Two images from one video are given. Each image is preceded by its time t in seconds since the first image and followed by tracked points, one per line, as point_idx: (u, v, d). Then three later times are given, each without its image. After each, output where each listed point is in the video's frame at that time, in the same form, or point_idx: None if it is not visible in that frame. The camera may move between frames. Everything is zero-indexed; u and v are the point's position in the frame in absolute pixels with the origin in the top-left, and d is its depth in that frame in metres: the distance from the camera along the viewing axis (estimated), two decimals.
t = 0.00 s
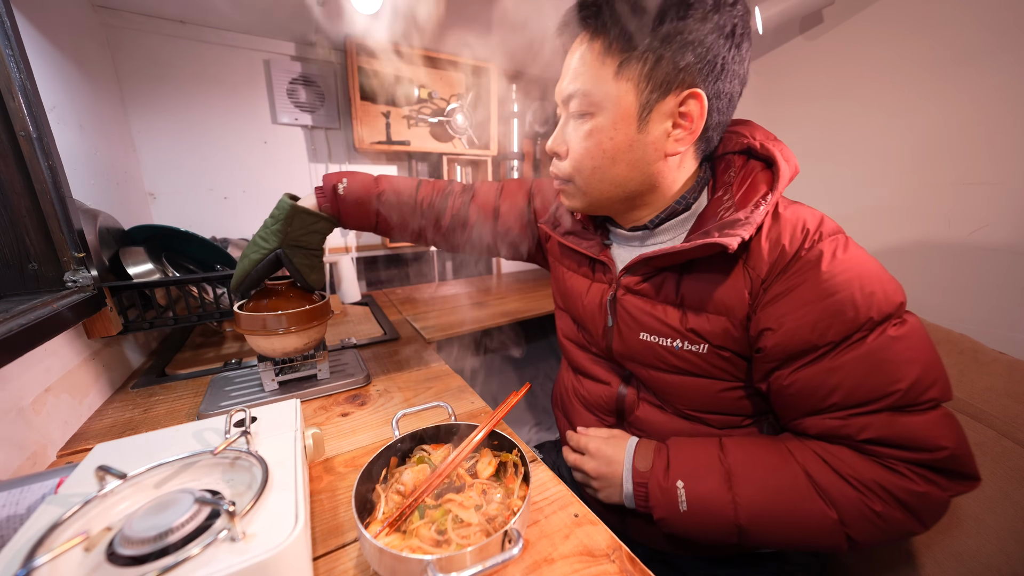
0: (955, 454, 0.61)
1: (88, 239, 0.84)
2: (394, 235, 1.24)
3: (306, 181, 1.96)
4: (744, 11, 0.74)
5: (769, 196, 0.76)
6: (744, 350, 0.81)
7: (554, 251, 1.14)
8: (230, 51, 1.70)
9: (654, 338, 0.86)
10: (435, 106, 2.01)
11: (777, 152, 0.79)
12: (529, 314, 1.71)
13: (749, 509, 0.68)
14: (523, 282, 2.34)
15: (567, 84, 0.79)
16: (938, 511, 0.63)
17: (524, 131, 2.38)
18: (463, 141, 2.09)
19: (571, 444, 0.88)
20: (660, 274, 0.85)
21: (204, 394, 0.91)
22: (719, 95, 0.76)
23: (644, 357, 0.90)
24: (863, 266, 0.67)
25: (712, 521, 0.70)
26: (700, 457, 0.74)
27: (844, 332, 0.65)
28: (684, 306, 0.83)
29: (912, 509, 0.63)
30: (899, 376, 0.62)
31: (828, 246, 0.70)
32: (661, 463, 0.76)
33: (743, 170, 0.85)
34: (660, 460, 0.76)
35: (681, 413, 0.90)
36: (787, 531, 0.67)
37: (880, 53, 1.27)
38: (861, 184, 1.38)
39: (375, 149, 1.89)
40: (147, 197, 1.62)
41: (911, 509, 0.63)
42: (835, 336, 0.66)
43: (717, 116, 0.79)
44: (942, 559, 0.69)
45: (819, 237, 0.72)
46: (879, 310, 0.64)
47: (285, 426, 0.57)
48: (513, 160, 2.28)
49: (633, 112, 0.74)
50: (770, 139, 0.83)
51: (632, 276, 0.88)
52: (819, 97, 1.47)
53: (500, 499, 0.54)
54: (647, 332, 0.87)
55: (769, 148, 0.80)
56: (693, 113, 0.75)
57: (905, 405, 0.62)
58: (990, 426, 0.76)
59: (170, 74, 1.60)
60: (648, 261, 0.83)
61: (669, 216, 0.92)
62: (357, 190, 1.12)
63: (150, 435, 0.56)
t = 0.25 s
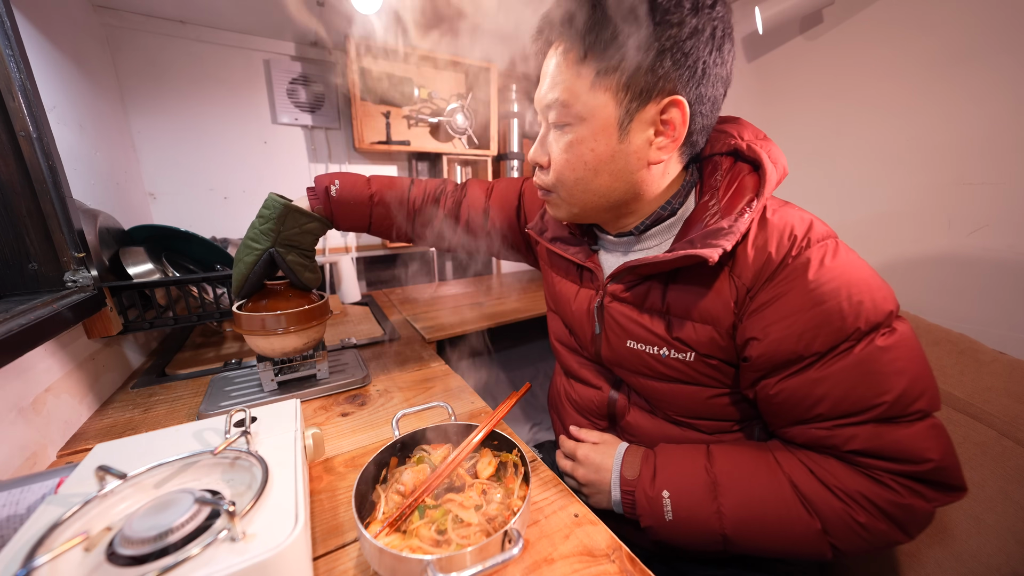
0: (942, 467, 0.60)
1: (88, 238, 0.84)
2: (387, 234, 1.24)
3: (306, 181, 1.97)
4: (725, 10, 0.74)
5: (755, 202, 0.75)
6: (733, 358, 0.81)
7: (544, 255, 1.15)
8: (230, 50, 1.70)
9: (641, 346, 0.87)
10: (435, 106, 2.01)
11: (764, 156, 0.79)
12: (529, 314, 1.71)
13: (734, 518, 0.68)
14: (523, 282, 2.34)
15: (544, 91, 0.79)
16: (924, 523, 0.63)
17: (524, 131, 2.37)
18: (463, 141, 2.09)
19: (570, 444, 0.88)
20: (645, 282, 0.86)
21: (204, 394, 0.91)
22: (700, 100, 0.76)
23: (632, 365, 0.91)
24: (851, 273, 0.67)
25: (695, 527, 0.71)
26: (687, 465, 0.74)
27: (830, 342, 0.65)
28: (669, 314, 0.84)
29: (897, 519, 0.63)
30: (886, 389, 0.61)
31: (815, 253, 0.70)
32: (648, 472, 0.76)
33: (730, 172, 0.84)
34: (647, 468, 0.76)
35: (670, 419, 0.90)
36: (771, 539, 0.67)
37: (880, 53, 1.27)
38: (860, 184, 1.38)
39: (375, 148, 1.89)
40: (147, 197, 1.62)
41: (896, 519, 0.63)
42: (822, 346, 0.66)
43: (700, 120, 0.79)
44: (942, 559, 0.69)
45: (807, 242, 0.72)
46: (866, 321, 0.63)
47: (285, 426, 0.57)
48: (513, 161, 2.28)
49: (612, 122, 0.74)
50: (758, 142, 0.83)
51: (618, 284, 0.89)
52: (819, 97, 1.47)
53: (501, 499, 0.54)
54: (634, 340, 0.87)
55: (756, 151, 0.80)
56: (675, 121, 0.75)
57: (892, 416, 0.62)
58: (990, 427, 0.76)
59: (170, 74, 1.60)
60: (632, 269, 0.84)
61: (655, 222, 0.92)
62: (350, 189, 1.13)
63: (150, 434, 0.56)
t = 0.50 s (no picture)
0: (939, 467, 0.60)
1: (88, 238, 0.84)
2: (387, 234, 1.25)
3: (307, 181, 1.97)
4: (722, 11, 0.74)
5: (753, 202, 0.75)
6: (731, 358, 0.81)
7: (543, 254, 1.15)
8: (231, 50, 1.70)
9: (639, 346, 0.87)
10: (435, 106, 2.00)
11: (762, 156, 0.79)
12: (529, 314, 1.71)
13: (732, 518, 0.68)
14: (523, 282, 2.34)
15: (542, 92, 0.79)
16: (921, 523, 0.63)
17: (524, 131, 2.37)
18: (463, 141, 2.09)
19: (570, 444, 0.88)
20: (644, 282, 0.86)
21: (204, 394, 0.91)
22: (699, 100, 0.76)
23: (630, 364, 0.91)
24: (849, 273, 0.67)
25: (693, 527, 0.71)
26: (686, 465, 0.74)
27: (828, 342, 0.65)
28: (667, 314, 0.84)
29: (893, 519, 0.63)
30: (883, 389, 0.61)
31: (813, 253, 0.70)
32: (646, 472, 0.76)
33: (728, 172, 0.84)
34: (645, 468, 0.76)
35: (669, 419, 0.90)
36: (769, 539, 0.67)
37: (880, 53, 1.27)
38: (860, 184, 1.38)
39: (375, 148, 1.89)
40: (148, 198, 1.62)
41: (892, 519, 0.63)
42: (819, 346, 0.66)
43: (699, 120, 0.80)
44: (942, 559, 0.69)
45: (805, 242, 0.72)
46: (864, 321, 0.63)
47: (284, 426, 0.57)
48: (513, 160, 2.28)
49: (611, 122, 0.74)
50: (756, 142, 0.82)
51: (617, 283, 0.89)
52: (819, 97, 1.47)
53: (501, 499, 0.54)
54: (632, 339, 0.87)
55: (753, 151, 0.80)
56: (673, 121, 0.75)
57: (890, 416, 0.62)
58: (990, 427, 0.76)
59: (170, 74, 1.60)
60: (631, 269, 0.84)
61: (653, 222, 0.92)
62: (351, 188, 1.13)
63: (151, 434, 0.56)
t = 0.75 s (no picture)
0: (937, 465, 0.60)
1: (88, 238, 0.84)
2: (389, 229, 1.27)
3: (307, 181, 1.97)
4: (725, 10, 0.74)
5: (754, 200, 0.75)
6: (731, 356, 0.82)
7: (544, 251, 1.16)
8: (231, 51, 1.70)
9: (640, 343, 0.87)
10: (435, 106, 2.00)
11: (763, 155, 0.79)
12: (529, 314, 1.71)
13: (732, 516, 0.68)
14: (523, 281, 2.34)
15: (546, 89, 0.79)
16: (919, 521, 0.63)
17: (524, 131, 2.38)
18: (463, 141, 2.09)
19: (571, 444, 0.88)
20: (646, 279, 0.86)
21: (204, 394, 0.91)
22: (701, 98, 0.76)
23: (631, 362, 0.91)
24: (851, 272, 0.67)
25: (693, 526, 0.71)
26: (685, 464, 0.74)
27: (828, 341, 0.65)
28: (668, 312, 0.84)
29: (892, 517, 0.63)
30: (883, 388, 0.61)
31: (815, 252, 0.70)
32: (646, 471, 0.76)
33: (729, 172, 0.84)
34: (645, 467, 0.76)
35: (669, 417, 0.90)
36: (768, 537, 0.67)
37: (880, 53, 1.27)
38: (860, 184, 1.38)
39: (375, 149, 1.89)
40: (148, 198, 1.62)
41: (891, 517, 0.63)
42: (819, 344, 0.66)
43: (701, 118, 0.80)
44: (942, 559, 0.69)
45: (807, 242, 0.72)
46: (864, 319, 0.63)
47: (284, 426, 0.57)
48: (513, 160, 2.29)
49: (613, 120, 0.74)
50: (758, 143, 0.83)
51: (620, 280, 0.89)
52: (819, 97, 1.48)
53: (501, 499, 0.54)
54: (633, 336, 0.88)
55: (754, 150, 0.80)
56: (675, 119, 0.75)
57: (889, 415, 0.62)
58: (990, 427, 0.76)
59: (169, 74, 1.60)
60: (632, 266, 0.84)
61: (654, 220, 0.92)
62: (362, 178, 1.17)
63: (151, 434, 0.56)
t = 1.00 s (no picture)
0: (945, 469, 0.60)
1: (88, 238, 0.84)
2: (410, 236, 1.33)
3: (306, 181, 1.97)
4: (727, 8, 0.76)
5: (759, 200, 0.75)
6: (736, 356, 0.82)
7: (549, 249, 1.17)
8: (230, 51, 1.70)
9: (644, 342, 0.87)
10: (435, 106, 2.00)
11: (769, 154, 0.79)
12: (529, 314, 1.71)
13: (736, 518, 0.68)
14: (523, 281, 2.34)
15: (550, 85, 0.80)
16: (923, 525, 0.63)
17: (524, 131, 2.38)
18: (463, 141, 2.09)
19: (571, 444, 0.88)
20: (651, 278, 0.86)
21: (204, 394, 0.91)
22: (704, 93, 0.76)
23: (635, 360, 0.92)
24: (858, 274, 0.67)
25: (697, 528, 0.70)
26: (689, 466, 0.73)
27: (836, 342, 0.65)
28: (673, 311, 0.84)
29: (897, 520, 0.63)
30: (891, 390, 0.61)
31: (823, 253, 0.70)
32: (649, 472, 0.76)
33: (735, 171, 0.85)
34: (648, 468, 0.76)
35: (672, 417, 0.90)
36: (773, 540, 0.67)
37: (880, 53, 1.27)
38: (861, 184, 1.38)
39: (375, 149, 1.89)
40: (147, 197, 1.62)
41: (896, 521, 0.63)
42: (826, 346, 0.66)
43: (704, 113, 0.80)
44: (943, 560, 0.69)
45: (814, 242, 0.72)
46: (872, 320, 0.63)
47: (285, 426, 0.57)
48: (513, 160, 2.29)
49: (616, 114, 0.74)
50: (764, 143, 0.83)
51: (624, 279, 0.89)
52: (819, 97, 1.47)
53: (500, 500, 0.54)
54: (637, 335, 0.88)
55: (760, 150, 0.80)
56: (679, 112, 0.75)
57: (895, 418, 0.62)
58: (990, 427, 0.76)
59: (169, 74, 1.60)
60: (637, 265, 0.84)
61: (660, 220, 0.92)
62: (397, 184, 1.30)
63: (151, 434, 0.56)
